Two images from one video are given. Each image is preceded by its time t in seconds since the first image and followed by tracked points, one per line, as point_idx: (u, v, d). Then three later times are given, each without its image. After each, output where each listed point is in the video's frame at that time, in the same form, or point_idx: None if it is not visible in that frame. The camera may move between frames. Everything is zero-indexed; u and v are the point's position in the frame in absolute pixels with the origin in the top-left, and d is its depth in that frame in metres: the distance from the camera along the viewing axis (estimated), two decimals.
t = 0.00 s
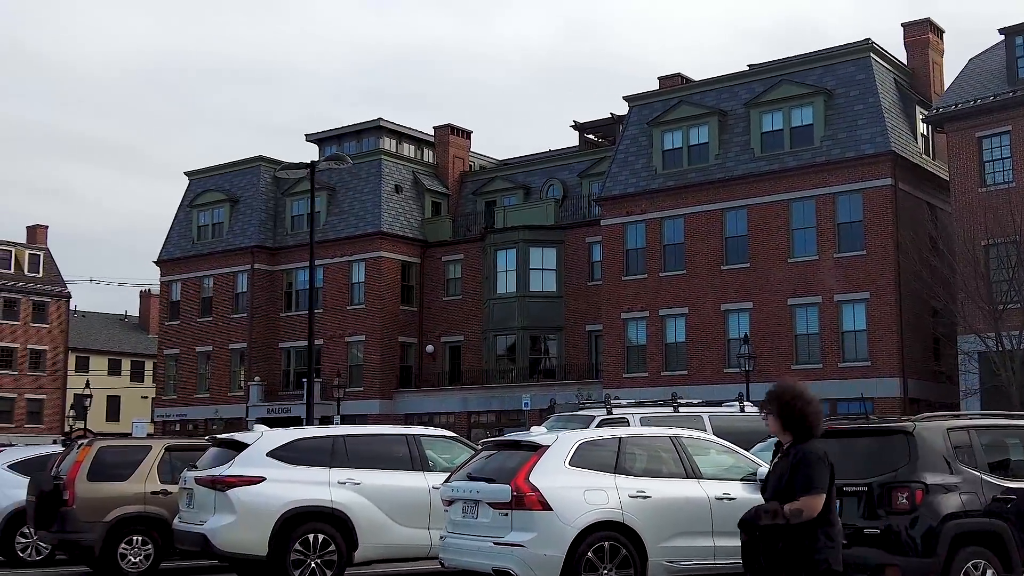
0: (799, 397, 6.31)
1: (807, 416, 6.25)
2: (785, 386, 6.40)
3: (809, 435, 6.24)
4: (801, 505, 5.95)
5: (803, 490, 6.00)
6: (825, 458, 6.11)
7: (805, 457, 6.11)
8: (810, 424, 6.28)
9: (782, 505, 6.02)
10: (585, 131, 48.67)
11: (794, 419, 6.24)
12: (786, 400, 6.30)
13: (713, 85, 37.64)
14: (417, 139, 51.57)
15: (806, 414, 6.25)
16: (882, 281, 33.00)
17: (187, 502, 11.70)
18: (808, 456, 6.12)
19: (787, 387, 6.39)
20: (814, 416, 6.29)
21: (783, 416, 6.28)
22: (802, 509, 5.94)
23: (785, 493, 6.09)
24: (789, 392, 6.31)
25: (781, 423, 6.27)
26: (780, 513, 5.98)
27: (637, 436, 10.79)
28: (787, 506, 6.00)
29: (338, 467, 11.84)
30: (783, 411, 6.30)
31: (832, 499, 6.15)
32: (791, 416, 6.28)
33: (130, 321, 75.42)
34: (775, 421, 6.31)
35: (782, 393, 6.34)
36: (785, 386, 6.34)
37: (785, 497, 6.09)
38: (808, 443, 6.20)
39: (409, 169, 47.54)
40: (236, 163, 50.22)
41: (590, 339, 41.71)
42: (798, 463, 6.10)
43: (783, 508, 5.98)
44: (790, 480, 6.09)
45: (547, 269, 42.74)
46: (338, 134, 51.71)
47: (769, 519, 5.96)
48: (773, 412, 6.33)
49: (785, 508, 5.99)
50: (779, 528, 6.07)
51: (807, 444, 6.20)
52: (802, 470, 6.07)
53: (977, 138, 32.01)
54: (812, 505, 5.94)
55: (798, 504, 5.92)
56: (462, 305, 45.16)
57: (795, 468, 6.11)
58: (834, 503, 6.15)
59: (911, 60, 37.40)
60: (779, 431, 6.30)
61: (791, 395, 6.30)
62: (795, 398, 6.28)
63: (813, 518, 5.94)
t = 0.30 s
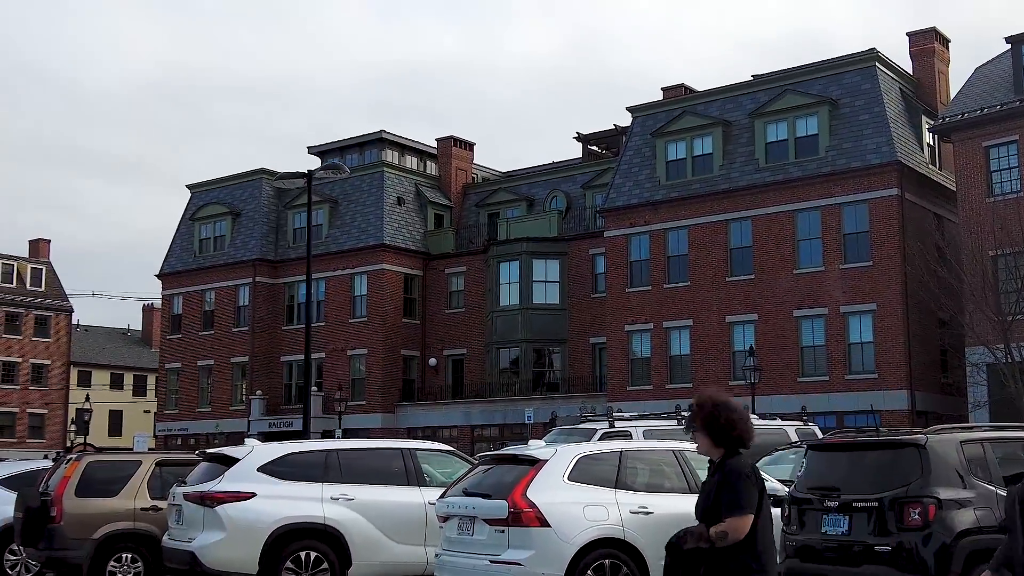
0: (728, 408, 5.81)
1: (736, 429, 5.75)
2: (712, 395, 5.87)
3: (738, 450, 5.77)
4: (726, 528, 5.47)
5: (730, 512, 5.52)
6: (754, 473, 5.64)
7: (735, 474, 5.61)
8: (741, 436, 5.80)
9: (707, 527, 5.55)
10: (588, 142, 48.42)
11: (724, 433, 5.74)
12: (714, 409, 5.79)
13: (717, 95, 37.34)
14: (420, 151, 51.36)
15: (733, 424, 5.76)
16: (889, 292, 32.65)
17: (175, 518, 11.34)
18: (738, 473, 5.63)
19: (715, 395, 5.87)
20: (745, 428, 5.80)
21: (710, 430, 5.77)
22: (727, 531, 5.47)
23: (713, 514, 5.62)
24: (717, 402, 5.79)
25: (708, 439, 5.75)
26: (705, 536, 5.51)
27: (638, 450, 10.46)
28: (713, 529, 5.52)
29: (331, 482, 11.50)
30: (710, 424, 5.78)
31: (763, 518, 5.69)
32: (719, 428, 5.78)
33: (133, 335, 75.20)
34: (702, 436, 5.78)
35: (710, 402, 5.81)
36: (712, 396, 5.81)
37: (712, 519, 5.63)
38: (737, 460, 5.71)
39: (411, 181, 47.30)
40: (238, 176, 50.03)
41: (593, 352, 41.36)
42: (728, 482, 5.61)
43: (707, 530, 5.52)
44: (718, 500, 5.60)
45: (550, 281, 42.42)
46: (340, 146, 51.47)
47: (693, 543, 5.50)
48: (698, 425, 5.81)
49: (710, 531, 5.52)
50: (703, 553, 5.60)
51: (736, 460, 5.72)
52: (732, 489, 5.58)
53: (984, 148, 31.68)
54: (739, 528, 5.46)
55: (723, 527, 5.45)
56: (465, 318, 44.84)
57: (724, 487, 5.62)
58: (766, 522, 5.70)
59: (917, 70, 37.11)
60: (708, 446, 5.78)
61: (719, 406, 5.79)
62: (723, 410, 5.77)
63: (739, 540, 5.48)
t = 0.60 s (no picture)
0: (649, 400, 5.55)
1: (658, 424, 5.50)
2: (632, 386, 5.61)
3: (662, 445, 5.52)
4: (646, 531, 5.25)
5: (652, 513, 5.29)
6: (678, 471, 5.40)
7: (657, 473, 5.38)
8: (665, 430, 5.55)
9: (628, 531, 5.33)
10: (593, 144, 48.11)
11: (645, 429, 5.48)
12: (633, 403, 5.52)
13: (723, 96, 37.01)
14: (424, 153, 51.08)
15: (654, 417, 5.50)
16: (897, 294, 32.31)
17: (169, 522, 11.05)
18: (660, 472, 5.40)
19: (636, 387, 5.60)
20: (668, 422, 5.54)
21: (630, 426, 5.51)
22: (647, 535, 5.26)
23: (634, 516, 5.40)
24: (637, 395, 5.53)
25: (629, 436, 5.51)
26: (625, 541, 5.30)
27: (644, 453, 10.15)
28: (633, 534, 5.31)
29: (328, 486, 11.19)
30: (630, 420, 5.53)
31: (690, 515, 5.46)
32: (641, 422, 5.51)
33: (136, 338, 75.01)
34: (622, 432, 5.54)
35: (629, 395, 5.55)
36: (631, 387, 5.55)
37: (635, 521, 5.42)
38: (660, 457, 5.47)
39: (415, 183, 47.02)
40: (241, 178, 49.80)
41: (598, 354, 41.03)
42: (650, 481, 5.37)
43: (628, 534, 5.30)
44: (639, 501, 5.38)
45: (555, 283, 42.13)
46: (344, 147, 51.21)
47: (612, 548, 5.30)
48: (618, 421, 5.56)
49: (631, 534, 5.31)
50: (624, 556, 5.40)
51: (660, 457, 5.48)
52: (654, 489, 5.35)
53: (993, 148, 31.32)
54: (660, 532, 5.24)
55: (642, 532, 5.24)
56: (469, 320, 44.55)
57: (644, 486, 5.40)
58: (694, 518, 5.49)
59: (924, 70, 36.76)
60: (628, 443, 5.54)
61: (639, 399, 5.53)
62: (644, 404, 5.50)
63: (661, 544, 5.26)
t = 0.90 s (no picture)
0: (554, 422, 5.23)
1: (564, 448, 5.18)
2: (537, 410, 5.29)
3: (567, 471, 5.19)
4: (550, 562, 4.87)
5: (557, 543, 4.91)
6: (585, 497, 5.06)
7: (562, 498, 5.02)
8: (568, 455, 5.21)
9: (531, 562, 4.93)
10: (597, 152, 47.83)
11: (550, 454, 5.15)
12: (537, 426, 5.20)
13: (728, 104, 36.72)
14: (427, 162, 50.84)
15: (561, 439, 5.18)
16: (903, 304, 31.96)
17: (158, 537, 10.71)
18: (565, 497, 5.04)
19: (541, 409, 5.29)
20: (576, 447, 5.22)
21: (533, 452, 5.18)
22: (553, 566, 4.86)
23: (536, 548, 5.01)
24: (541, 418, 5.21)
25: (531, 462, 5.17)
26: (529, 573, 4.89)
27: (648, 465, 9.83)
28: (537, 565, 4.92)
29: (323, 498, 10.88)
30: (534, 443, 5.20)
31: (597, 548, 5.11)
32: (544, 447, 5.18)
33: (138, 347, 74.75)
34: (525, 457, 5.19)
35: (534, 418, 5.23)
36: (533, 410, 5.23)
37: (537, 554, 5.02)
38: (565, 483, 5.13)
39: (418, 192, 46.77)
40: (243, 186, 49.59)
41: (602, 364, 40.68)
42: (555, 507, 5.01)
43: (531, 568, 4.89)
44: (541, 530, 5.01)
45: (558, 293, 41.82)
46: (347, 156, 50.99)
47: None
48: (520, 446, 5.23)
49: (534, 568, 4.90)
50: None
51: (564, 483, 5.14)
52: (559, 516, 4.98)
53: (1001, 157, 30.99)
54: (566, 562, 4.86)
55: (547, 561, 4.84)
56: (472, 330, 44.23)
57: (549, 513, 5.02)
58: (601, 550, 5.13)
59: (931, 78, 36.48)
60: (532, 471, 5.20)
61: (543, 422, 5.20)
62: (549, 427, 5.18)
63: None
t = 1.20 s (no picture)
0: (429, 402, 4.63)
1: (442, 432, 4.58)
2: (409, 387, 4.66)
3: (441, 458, 4.58)
4: (416, 560, 4.28)
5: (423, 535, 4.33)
6: (460, 486, 4.49)
7: (434, 486, 4.42)
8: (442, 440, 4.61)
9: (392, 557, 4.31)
10: (598, 157, 47.56)
11: (423, 437, 4.54)
12: (411, 405, 4.57)
13: (729, 107, 36.42)
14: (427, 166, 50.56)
15: (438, 420, 4.59)
16: (907, 309, 31.64)
17: (141, 544, 10.36)
18: (437, 485, 4.44)
19: (415, 387, 4.67)
20: (452, 431, 4.63)
21: (404, 433, 4.54)
22: (420, 562, 4.28)
23: (398, 540, 4.40)
24: (417, 397, 4.59)
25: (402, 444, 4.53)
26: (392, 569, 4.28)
27: (643, 471, 9.51)
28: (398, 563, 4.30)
29: (310, 505, 10.56)
30: (404, 424, 4.57)
31: (464, 542, 4.54)
32: (415, 429, 4.56)
33: (138, 355, 74.48)
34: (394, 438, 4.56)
35: (405, 394, 4.61)
36: (409, 388, 4.60)
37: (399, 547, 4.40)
38: (439, 470, 4.51)
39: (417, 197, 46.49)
40: (242, 192, 49.31)
41: (603, 370, 40.37)
42: (424, 496, 4.41)
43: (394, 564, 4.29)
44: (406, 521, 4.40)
45: (559, 297, 41.50)
46: (346, 161, 50.73)
47: None
48: (387, 425, 4.58)
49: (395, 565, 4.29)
50: None
51: (436, 470, 4.54)
52: (429, 506, 4.39)
53: (1004, 159, 30.68)
54: (432, 559, 4.28)
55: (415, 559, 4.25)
56: (472, 335, 43.94)
57: (417, 504, 4.42)
58: (469, 545, 4.57)
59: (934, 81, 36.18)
60: (400, 454, 4.56)
61: (418, 400, 4.58)
62: (424, 407, 4.57)
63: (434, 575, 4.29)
